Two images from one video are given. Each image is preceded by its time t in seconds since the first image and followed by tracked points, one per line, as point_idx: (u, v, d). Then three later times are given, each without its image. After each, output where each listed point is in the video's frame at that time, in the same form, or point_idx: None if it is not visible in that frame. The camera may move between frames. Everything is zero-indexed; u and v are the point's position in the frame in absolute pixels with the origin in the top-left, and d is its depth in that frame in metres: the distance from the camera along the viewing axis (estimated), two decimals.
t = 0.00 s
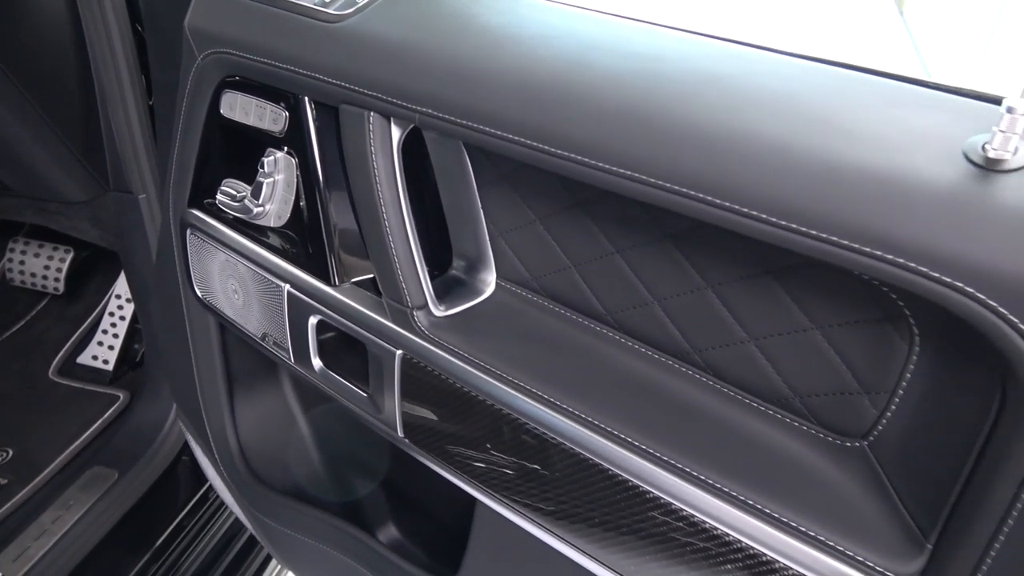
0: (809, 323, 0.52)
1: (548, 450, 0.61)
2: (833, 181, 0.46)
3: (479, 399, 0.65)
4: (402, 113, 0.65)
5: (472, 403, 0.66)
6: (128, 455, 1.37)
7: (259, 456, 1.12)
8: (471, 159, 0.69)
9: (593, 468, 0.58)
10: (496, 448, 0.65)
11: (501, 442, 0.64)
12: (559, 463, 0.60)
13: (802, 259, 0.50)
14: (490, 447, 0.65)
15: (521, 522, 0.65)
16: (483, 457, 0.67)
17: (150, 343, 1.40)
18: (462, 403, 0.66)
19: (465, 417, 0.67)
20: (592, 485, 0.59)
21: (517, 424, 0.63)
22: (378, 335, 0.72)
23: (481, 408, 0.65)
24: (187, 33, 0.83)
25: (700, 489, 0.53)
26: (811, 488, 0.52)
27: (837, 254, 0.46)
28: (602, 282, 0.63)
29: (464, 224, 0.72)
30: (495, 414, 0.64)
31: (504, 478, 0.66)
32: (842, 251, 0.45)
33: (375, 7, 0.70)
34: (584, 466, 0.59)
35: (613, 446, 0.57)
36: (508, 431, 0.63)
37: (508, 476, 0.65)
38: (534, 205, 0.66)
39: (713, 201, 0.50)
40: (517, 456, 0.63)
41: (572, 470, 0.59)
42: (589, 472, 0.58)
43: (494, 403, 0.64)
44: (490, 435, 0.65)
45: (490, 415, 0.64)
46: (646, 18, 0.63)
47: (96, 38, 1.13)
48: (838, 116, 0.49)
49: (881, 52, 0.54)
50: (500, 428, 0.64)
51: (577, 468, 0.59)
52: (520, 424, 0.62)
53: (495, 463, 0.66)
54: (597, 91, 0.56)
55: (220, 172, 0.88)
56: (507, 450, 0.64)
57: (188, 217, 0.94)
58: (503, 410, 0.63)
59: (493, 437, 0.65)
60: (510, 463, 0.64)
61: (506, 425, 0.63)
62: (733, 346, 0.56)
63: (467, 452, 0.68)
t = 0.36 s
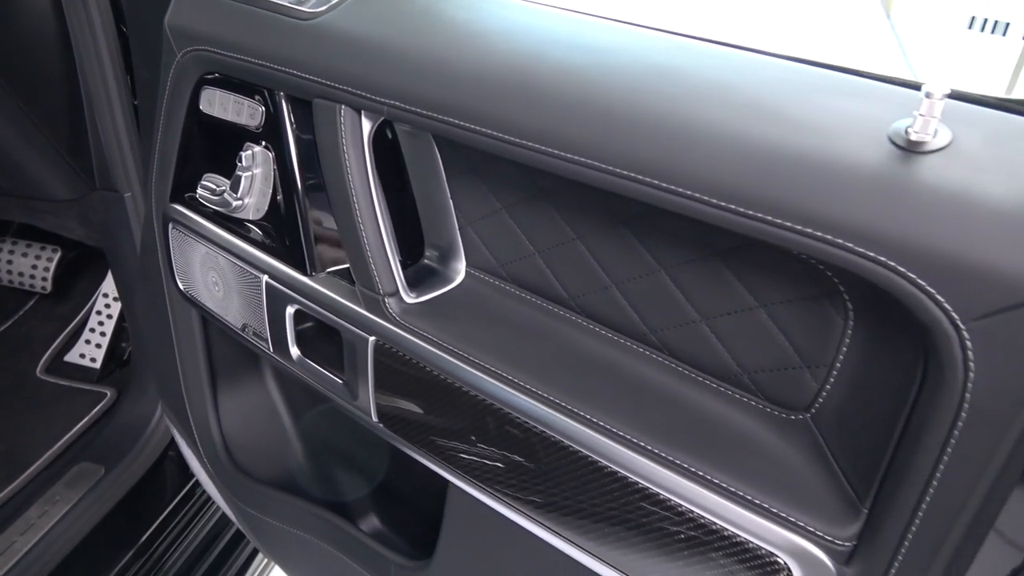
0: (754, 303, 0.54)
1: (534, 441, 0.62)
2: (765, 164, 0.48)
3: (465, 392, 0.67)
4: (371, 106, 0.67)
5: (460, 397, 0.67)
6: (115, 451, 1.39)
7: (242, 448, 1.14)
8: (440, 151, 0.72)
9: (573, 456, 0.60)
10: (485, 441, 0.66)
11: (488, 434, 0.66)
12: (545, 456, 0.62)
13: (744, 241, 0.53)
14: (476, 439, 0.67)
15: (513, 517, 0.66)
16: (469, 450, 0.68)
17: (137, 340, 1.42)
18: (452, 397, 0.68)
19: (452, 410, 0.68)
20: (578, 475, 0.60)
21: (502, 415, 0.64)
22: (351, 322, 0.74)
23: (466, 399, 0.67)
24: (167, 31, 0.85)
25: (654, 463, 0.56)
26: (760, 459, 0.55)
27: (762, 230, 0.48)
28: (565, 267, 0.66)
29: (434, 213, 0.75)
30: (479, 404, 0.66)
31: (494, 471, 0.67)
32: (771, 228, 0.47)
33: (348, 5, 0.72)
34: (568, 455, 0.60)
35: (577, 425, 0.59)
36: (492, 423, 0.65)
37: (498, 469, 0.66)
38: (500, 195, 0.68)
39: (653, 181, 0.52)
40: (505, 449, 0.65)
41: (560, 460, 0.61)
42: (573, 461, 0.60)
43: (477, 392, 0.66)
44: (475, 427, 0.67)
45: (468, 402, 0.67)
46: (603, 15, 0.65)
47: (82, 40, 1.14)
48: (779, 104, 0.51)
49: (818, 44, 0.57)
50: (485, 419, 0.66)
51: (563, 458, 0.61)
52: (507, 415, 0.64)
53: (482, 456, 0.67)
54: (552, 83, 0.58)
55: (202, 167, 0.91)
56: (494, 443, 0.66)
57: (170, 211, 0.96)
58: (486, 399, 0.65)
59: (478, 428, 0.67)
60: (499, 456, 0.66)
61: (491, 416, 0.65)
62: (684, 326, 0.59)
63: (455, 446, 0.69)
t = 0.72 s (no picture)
0: (710, 285, 0.57)
1: (520, 432, 0.64)
2: (715, 151, 0.50)
3: (455, 385, 0.68)
4: (347, 101, 0.69)
5: (449, 390, 0.69)
6: (104, 448, 1.40)
7: (228, 441, 1.16)
8: (415, 144, 0.74)
9: (556, 444, 0.62)
10: (476, 435, 0.68)
11: (476, 427, 0.68)
12: (531, 449, 0.64)
13: (698, 225, 0.55)
14: (462, 432, 0.69)
15: (506, 510, 0.67)
16: (458, 443, 0.70)
17: (125, 337, 1.43)
18: (442, 391, 0.69)
19: (441, 404, 0.70)
20: (565, 467, 0.62)
21: (490, 408, 0.66)
22: (330, 311, 0.77)
23: (452, 391, 0.68)
24: (150, 30, 0.87)
25: (619, 442, 0.58)
26: (714, 433, 0.57)
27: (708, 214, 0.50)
28: (533, 255, 0.68)
29: (409, 205, 0.77)
30: (468, 396, 0.67)
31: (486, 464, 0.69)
32: (715, 210, 0.49)
33: (325, 4, 0.75)
34: (552, 445, 0.62)
35: (549, 409, 0.61)
36: (480, 415, 0.67)
37: (489, 462, 0.68)
38: (472, 186, 0.71)
39: (607, 167, 0.54)
40: (494, 442, 0.66)
41: (545, 451, 0.63)
42: (560, 451, 0.61)
43: (467, 387, 0.67)
44: (462, 421, 0.68)
45: (449, 390, 0.69)
46: (570, 12, 0.68)
47: (69, 39, 1.16)
48: (731, 93, 0.53)
49: (766, 33, 0.59)
50: (473, 413, 0.67)
51: (547, 449, 0.62)
52: (493, 407, 0.65)
53: (472, 449, 0.69)
54: (517, 76, 0.60)
55: (185, 163, 0.93)
56: (483, 435, 0.67)
57: (154, 207, 0.98)
58: (468, 389, 0.67)
59: (464, 422, 0.68)
60: (488, 450, 0.67)
61: (479, 409, 0.67)
62: (644, 309, 0.61)
63: (446, 440, 0.71)
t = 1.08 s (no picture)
0: (660, 268, 0.59)
1: (503, 424, 0.66)
2: (659, 136, 0.52)
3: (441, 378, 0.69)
4: (315, 94, 0.71)
5: (433, 383, 0.70)
6: (88, 445, 1.41)
7: (207, 436, 1.17)
8: (384, 137, 0.76)
9: (537, 434, 0.63)
10: (462, 430, 0.69)
11: (460, 420, 0.69)
12: (515, 440, 0.66)
13: (647, 210, 0.58)
14: (447, 425, 0.71)
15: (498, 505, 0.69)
16: (443, 436, 0.72)
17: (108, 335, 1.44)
18: (426, 385, 0.71)
19: (425, 397, 0.72)
20: (547, 457, 0.64)
21: (474, 400, 0.67)
22: (303, 300, 0.79)
23: (435, 382, 0.70)
24: (129, 28, 0.90)
25: (580, 423, 0.60)
26: (663, 410, 0.60)
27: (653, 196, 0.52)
28: (497, 243, 0.71)
29: (378, 196, 0.79)
30: (451, 389, 0.69)
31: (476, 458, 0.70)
32: (656, 193, 0.51)
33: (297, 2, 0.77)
34: (531, 434, 0.64)
35: (522, 395, 0.63)
36: (463, 407, 0.68)
37: (477, 456, 0.69)
38: (438, 177, 0.73)
39: (554, 155, 0.56)
40: (480, 435, 0.68)
41: (528, 442, 0.65)
42: (542, 442, 0.63)
43: (451, 379, 0.68)
44: (445, 414, 0.70)
45: (422, 378, 0.71)
46: (530, 7, 0.70)
47: (51, 40, 1.17)
48: (675, 82, 0.55)
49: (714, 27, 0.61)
50: (456, 406, 0.69)
51: (529, 439, 0.64)
52: (477, 399, 0.67)
53: (458, 442, 0.71)
54: (476, 68, 0.62)
55: (163, 159, 0.94)
56: (467, 428, 0.69)
57: (133, 202, 1.00)
58: (442, 376, 0.69)
59: (449, 415, 0.70)
60: (477, 444, 0.69)
61: (461, 400, 0.68)
62: (600, 292, 0.64)
63: (433, 433, 0.72)
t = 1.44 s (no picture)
0: (615, 251, 0.62)
1: (487, 414, 0.68)
2: (608, 123, 0.54)
3: (425, 369, 0.71)
4: (286, 87, 0.73)
5: (416, 372, 0.72)
6: (71, 440, 1.43)
7: (189, 427, 1.19)
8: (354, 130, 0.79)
9: (519, 422, 0.66)
10: (447, 422, 0.71)
11: (443, 411, 0.71)
12: (497, 430, 0.68)
13: (602, 195, 0.61)
14: (431, 417, 0.73)
15: (486, 495, 0.71)
16: (427, 426, 0.74)
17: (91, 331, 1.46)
18: (408, 376, 0.73)
19: (411, 388, 0.73)
20: (530, 445, 0.66)
21: (456, 390, 0.69)
22: (278, 289, 0.81)
23: (416, 371, 0.72)
24: (107, 25, 0.92)
25: (550, 406, 0.63)
26: (619, 388, 0.62)
27: (605, 179, 0.54)
28: (463, 230, 0.73)
29: (350, 187, 0.81)
30: (433, 379, 0.71)
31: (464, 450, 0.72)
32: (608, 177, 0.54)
33: None
34: (510, 420, 0.66)
35: (500, 382, 0.66)
36: (446, 397, 0.70)
37: (462, 447, 0.71)
38: (407, 167, 0.75)
39: (514, 142, 0.58)
40: (463, 426, 0.70)
41: (511, 430, 0.67)
42: (523, 428, 0.66)
43: (434, 369, 0.70)
44: (429, 406, 0.72)
45: (397, 365, 0.74)
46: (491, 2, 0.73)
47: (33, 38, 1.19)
48: (627, 73, 0.58)
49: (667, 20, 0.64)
50: (439, 396, 0.71)
51: (512, 427, 0.66)
52: (459, 390, 0.69)
53: (444, 433, 0.73)
54: (438, 60, 0.65)
55: (142, 153, 0.97)
56: (452, 419, 0.71)
57: (113, 196, 1.02)
58: (424, 365, 0.71)
59: (432, 406, 0.72)
60: (463, 436, 0.71)
61: (444, 391, 0.71)
62: (561, 276, 0.67)
63: (419, 426, 0.74)
